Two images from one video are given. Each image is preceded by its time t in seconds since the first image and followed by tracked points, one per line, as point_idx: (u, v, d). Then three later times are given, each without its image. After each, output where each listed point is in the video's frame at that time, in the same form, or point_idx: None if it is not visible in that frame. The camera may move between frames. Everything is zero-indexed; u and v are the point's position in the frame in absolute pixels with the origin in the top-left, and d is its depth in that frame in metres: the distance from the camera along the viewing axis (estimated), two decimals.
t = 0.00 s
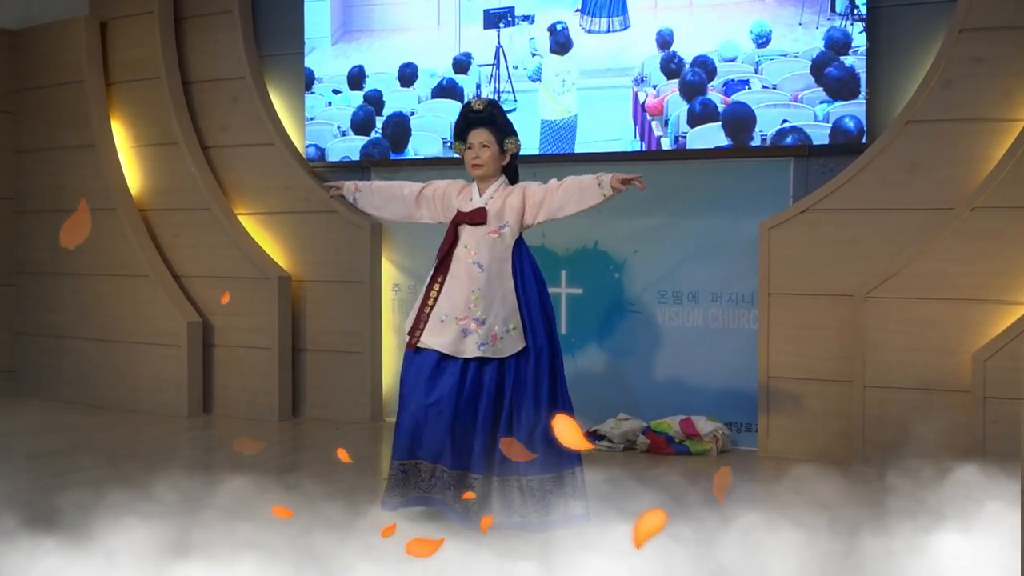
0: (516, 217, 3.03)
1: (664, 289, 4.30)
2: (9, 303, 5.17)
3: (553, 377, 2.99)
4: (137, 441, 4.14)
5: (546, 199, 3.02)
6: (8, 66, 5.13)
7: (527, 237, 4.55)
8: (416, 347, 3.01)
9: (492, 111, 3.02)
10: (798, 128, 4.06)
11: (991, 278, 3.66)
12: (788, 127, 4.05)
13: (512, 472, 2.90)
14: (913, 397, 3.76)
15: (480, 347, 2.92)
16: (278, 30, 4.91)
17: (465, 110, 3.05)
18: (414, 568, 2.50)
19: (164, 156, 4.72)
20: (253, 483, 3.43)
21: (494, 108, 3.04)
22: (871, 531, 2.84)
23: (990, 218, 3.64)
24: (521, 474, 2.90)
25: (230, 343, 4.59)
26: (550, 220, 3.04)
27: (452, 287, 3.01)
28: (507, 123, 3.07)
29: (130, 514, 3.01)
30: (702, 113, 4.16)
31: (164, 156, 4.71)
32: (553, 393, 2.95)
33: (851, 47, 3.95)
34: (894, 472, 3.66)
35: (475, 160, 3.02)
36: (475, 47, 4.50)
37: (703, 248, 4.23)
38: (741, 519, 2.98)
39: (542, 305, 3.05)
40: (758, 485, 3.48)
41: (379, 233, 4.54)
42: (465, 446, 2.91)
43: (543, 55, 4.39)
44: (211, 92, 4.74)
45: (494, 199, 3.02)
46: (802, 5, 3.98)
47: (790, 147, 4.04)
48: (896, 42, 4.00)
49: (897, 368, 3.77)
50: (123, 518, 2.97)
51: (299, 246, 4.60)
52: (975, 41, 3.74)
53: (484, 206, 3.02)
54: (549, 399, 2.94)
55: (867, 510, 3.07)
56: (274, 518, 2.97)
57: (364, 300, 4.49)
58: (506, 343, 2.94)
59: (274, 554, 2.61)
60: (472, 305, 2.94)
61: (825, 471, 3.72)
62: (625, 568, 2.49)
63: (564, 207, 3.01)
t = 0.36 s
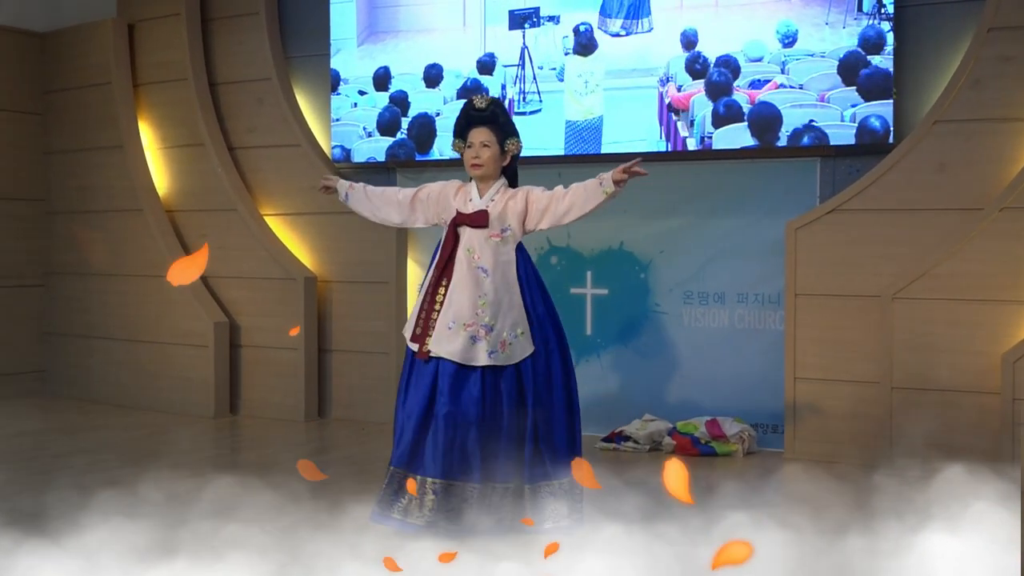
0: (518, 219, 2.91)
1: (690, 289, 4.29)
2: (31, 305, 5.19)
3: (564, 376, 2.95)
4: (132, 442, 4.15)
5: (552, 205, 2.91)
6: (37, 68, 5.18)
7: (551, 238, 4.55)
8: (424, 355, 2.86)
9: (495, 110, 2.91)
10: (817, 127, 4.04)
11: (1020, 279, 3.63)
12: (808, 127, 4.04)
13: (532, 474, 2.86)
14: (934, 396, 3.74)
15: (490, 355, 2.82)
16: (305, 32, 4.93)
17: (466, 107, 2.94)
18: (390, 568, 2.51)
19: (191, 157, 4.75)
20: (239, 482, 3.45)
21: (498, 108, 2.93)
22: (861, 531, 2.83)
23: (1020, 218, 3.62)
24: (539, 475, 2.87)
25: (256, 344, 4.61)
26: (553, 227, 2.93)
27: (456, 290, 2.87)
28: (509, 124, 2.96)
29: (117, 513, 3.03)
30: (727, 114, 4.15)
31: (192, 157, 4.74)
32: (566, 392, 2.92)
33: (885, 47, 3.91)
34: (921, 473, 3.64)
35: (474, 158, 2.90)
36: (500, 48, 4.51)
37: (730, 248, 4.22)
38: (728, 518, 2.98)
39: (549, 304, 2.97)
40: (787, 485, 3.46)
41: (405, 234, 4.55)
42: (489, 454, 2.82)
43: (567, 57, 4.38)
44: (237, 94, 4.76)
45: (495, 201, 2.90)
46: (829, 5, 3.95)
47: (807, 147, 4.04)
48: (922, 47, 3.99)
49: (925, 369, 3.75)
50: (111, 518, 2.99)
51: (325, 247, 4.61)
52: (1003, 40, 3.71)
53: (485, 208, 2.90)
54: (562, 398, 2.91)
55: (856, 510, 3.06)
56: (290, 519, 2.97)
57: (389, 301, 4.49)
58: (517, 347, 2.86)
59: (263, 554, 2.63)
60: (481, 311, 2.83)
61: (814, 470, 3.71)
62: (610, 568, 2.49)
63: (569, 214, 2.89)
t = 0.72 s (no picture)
0: (496, 215, 3.05)
1: (705, 288, 4.46)
2: (76, 301, 5.48)
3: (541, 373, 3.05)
4: (130, 441, 4.27)
5: (527, 200, 3.02)
6: (82, 78, 5.48)
7: (571, 239, 4.74)
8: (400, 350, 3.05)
9: (477, 113, 3.05)
10: (802, 134, 4.22)
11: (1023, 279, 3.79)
12: (792, 134, 4.22)
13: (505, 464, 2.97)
14: (939, 392, 3.91)
15: (450, 347, 2.95)
16: (335, 42, 5.13)
17: (450, 111, 3.08)
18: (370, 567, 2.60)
19: (226, 162, 4.97)
20: (226, 482, 3.57)
21: (479, 111, 3.06)
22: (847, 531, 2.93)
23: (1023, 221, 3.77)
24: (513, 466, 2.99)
25: (289, 341, 4.81)
26: (531, 221, 3.05)
27: (427, 288, 3.04)
28: (492, 125, 3.09)
29: (103, 514, 3.16)
30: (739, 121, 4.31)
31: (227, 162, 4.96)
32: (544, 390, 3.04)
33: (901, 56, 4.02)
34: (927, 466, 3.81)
35: (455, 161, 3.05)
36: (521, 57, 4.69)
37: (743, 249, 4.39)
38: (711, 519, 3.06)
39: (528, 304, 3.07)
40: (798, 478, 3.63)
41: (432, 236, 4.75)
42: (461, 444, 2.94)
43: (586, 66, 4.56)
44: (270, 102, 4.97)
45: (474, 199, 3.05)
46: (837, 16, 4.10)
47: (791, 153, 4.22)
48: (929, 56, 4.11)
49: (931, 365, 3.92)
50: (99, 519, 3.11)
51: (355, 248, 4.81)
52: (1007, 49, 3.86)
53: (463, 206, 3.05)
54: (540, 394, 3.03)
55: (845, 510, 3.16)
56: (331, 510, 3.17)
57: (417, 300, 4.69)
58: (478, 341, 2.97)
59: (248, 554, 2.74)
60: (445, 306, 2.98)
61: (800, 469, 3.79)
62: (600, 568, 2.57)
63: (545, 208, 3.00)
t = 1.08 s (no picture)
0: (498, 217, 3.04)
1: (737, 288, 4.59)
2: (133, 300, 5.84)
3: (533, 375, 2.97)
4: (133, 442, 4.32)
5: (527, 202, 2.99)
6: (137, 88, 5.83)
7: (606, 240, 4.90)
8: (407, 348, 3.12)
9: (472, 117, 3.01)
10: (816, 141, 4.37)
11: None
12: (806, 141, 4.38)
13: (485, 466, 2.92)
14: (964, 389, 4.02)
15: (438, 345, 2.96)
16: (380, 52, 5.34)
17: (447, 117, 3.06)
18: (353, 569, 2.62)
19: (276, 167, 5.20)
20: (212, 482, 3.61)
21: (475, 113, 3.03)
22: (838, 531, 2.92)
23: None
24: (496, 468, 2.94)
25: (335, 339, 5.00)
26: (533, 222, 3.01)
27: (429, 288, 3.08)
28: (491, 125, 3.06)
29: (89, 514, 3.20)
30: (770, 125, 4.45)
31: (276, 167, 5.19)
32: (534, 394, 2.94)
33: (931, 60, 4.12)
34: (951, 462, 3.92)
35: (459, 167, 3.06)
36: (559, 65, 4.86)
37: (775, 249, 4.52)
38: (698, 519, 3.06)
39: (524, 304, 3.02)
40: (822, 470, 3.77)
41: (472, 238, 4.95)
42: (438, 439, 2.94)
43: (619, 73, 4.72)
44: (318, 109, 5.19)
45: (477, 200, 3.06)
46: (865, 24, 4.22)
47: (806, 159, 4.38)
48: (956, 62, 4.21)
49: (956, 362, 4.03)
50: (84, 517, 3.15)
51: (397, 249, 5.00)
52: None
53: (466, 208, 3.06)
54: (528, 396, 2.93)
55: (830, 510, 3.16)
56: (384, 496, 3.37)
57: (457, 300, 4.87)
58: (463, 341, 2.94)
59: (233, 554, 2.77)
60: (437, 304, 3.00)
61: (818, 467, 3.85)
62: (587, 569, 2.59)
63: (544, 209, 2.97)
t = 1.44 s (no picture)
0: (493, 227, 2.94)
1: (756, 287, 4.69)
2: (170, 298, 6.02)
3: (525, 390, 2.90)
4: (135, 442, 4.37)
5: (522, 212, 2.90)
6: (172, 93, 6.03)
7: (628, 241, 5.00)
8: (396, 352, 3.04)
9: (471, 121, 2.95)
10: (832, 143, 4.45)
11: None
12: (822, 144, 4.46)
13: (472, 478, 2.85)
14: (980, 388, 4.10)
15: (439, 355, 2.89)
16: (408, 57, 5.47)
17: (444, 120, 2.98)
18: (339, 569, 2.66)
19: (306, 169, 5.37)
20: (201, 481, 3.64)
21: (473, 118, 2.96)
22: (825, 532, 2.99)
23: None
24: (483, 482, 2.85)
25: (364, 337, 5.13)
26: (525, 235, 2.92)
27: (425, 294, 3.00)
28: (489, 130, 2.99)
29: (75, 514, 3.23)
30: (789, 128, 4.52)
31: (308, 169, 5.36)
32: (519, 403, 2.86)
33: (939, 64, 4.22)
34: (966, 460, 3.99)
35: (455, 171, 2.98)
36: (582, 70, 4.97)
37: (793, 250, 4.61)
38: (683, 519, 3.10)
39: (517, 313, 2.94)
40: (838, 466, 3.87)
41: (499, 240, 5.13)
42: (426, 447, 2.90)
43: (641, 78, 4.82)
44: (347, 114, 5.36)
45: (475, 208, 2.97)
46: (883, 28, 4.29)
47: (823, 161, 4.46)
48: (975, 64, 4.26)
49: (974, 361, 4.10)
50: (71, 518, 3.19)
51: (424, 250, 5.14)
52: None
53: (464, 216, 2.96)
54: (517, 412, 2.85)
55: (815, 510, 3.22)
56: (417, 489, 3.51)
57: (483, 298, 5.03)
58: (466, 351, 2.88)
59: (218, 554, 2.81)
60: (437, 312, 2.92)
61: (833, 462, 3.95)
62: (574, 569, 2.64)
63: (533, 223, 2.89)
